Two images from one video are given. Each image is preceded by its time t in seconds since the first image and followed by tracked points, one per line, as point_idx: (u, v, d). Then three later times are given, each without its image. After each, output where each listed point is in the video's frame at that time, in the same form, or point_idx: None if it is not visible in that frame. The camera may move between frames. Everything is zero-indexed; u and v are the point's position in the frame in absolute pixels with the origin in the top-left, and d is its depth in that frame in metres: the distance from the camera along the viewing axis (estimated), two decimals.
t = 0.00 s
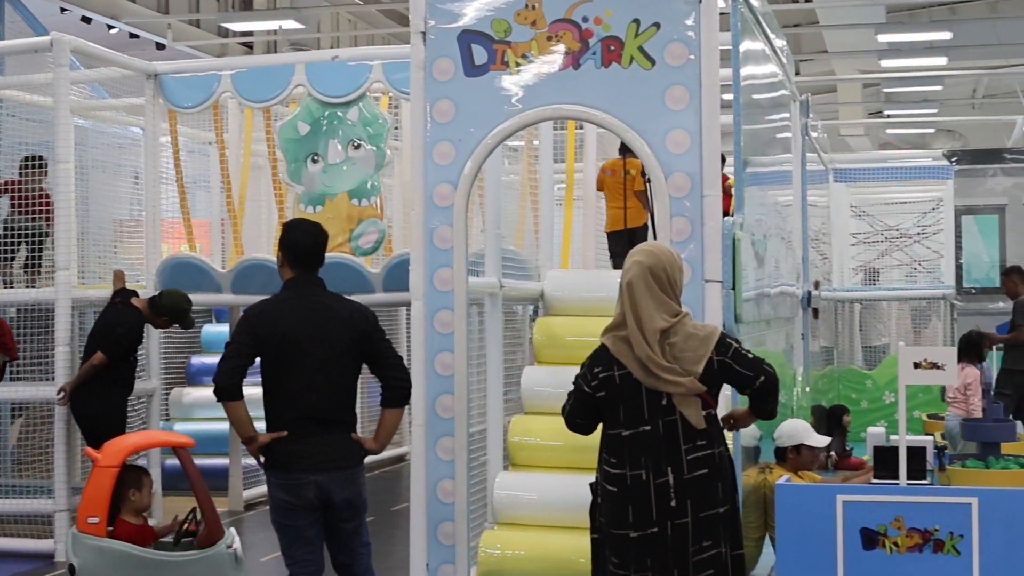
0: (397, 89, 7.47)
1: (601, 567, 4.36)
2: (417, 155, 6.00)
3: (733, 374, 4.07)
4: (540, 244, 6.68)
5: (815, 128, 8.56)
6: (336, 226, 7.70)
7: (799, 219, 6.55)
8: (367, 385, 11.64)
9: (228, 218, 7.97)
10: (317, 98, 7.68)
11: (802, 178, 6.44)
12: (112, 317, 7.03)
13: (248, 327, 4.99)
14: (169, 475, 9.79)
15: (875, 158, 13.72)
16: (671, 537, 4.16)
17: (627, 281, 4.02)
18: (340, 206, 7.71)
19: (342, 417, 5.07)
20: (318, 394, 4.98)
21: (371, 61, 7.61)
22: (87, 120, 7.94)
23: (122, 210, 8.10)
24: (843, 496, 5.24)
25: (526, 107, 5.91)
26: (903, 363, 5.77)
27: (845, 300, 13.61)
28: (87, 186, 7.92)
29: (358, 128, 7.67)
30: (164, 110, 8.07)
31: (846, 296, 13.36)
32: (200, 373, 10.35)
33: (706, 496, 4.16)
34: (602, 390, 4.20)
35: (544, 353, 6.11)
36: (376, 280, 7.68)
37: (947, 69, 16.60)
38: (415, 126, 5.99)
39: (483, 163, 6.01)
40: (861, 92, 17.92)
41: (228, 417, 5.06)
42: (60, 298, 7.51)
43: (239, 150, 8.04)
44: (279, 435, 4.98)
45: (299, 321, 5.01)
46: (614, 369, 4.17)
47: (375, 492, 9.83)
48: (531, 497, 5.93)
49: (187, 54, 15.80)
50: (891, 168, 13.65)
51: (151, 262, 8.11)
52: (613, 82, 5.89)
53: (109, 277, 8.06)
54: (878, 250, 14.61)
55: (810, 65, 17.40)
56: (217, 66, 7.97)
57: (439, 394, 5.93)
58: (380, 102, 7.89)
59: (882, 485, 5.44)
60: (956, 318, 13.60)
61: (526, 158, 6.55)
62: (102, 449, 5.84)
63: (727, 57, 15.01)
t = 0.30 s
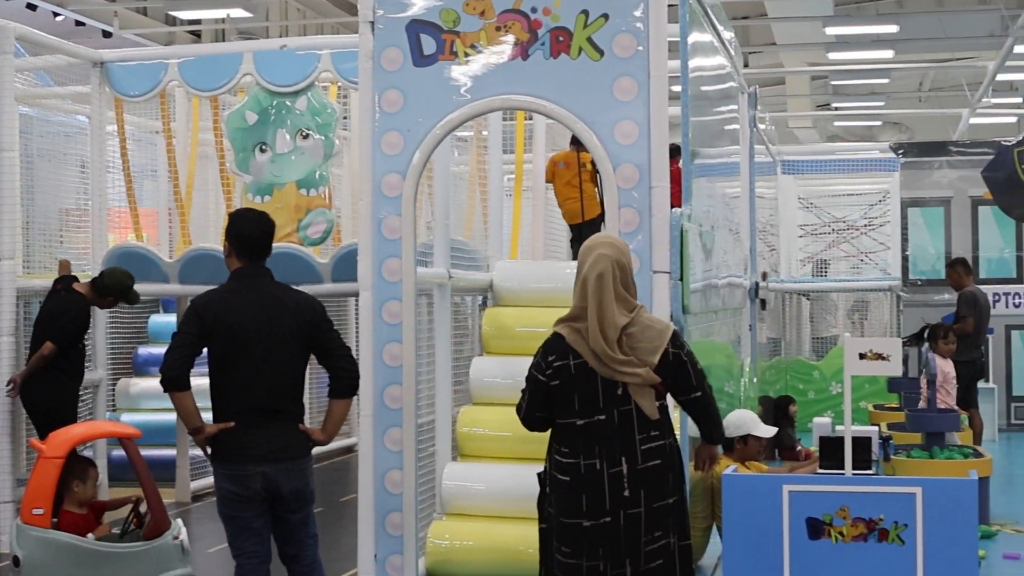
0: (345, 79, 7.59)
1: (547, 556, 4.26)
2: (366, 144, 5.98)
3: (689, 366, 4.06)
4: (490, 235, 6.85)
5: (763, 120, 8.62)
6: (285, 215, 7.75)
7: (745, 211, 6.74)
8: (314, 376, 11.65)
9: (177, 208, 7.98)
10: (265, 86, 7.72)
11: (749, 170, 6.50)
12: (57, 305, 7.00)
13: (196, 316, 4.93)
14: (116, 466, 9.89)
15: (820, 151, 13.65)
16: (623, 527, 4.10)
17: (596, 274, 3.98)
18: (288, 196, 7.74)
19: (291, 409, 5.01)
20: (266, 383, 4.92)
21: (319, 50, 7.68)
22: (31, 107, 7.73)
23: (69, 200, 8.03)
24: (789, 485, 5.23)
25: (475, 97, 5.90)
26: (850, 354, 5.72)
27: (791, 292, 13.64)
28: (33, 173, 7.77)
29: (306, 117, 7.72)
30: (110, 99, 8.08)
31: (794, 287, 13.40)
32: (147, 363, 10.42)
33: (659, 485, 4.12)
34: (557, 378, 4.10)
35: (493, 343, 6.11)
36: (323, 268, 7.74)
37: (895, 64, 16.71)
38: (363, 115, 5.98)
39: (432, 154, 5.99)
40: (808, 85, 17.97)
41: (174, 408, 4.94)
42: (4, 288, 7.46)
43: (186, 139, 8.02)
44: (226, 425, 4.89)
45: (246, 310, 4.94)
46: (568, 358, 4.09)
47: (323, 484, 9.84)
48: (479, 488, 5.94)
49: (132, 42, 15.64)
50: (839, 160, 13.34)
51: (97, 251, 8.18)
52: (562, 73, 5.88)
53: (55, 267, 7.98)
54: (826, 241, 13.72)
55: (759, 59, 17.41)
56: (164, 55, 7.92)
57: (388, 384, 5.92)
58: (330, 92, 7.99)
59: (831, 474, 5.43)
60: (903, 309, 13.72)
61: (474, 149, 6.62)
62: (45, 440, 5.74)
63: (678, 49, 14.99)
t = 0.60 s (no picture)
0: (299, 72, 7.56)
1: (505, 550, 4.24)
2: (320, 139, 5.96)
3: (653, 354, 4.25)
4: (445, 228, 6.89)
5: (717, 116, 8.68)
6: (240, 209, 7.89)
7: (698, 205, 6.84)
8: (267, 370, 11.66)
9: (129, 201, 8.07)
10: (220, 80, 7.69)
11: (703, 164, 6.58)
12: (16, 298, 6.51)
13: (151, 309, 4.86)
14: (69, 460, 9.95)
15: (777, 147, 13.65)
16: (593, 516, 4.17)
17: (586, 271, 4.04)
18: (243, 189, 7.84)
19: (246, 403, 4.97)
20: (222, 377, 4.89)
21: (274, 44, 7.67)
22: None
23: (21, 193, 7.97)
24: (742, 478, 5.28)
25: (430, 91, 5.90)
26: (802, 348, 5.69)
27: (743, 288, 14.24)
28: None
29: (261, 111, 7.75)
30: (61, 91, 7.99)
31: (747, 283, 13.69)
32: (101, 358, 10.44)
33: (625, 474, 4.24)
34: (528, 368, 4.11)
35: (448, 338, 6.15)
36: (279, 263, 7.98)
37: (850, 59, 16.80)
38: (318, 110, 5.96)
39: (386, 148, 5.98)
40: (763, 81, 18.02)
41: (127, 403, 4.88)
42: None
43: (139, 133, 7.95)
44: (180, 419, 4.84)
45: (202, 304, 4.90)
46: (542, 349, 4.10)
47: (277, 479, 9.86)
48: (434, 482, 5.94)
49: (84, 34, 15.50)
50: (788, 156, 13.75)
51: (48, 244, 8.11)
52: (517, 67, 5.87)
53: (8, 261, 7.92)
54: (780, 237, 14.34)
55: (713, 53, 17.41)
56: (117, 47, 7.86)
57: (342, 379, 5.91)
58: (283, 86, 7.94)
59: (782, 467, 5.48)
60: (854, 302, 14.20)
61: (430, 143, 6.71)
62: None
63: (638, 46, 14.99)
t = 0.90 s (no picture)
0: (250, 66, 7.29)
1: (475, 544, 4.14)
2: (269, 133, 5.94)
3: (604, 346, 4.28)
4: (397, 223, 6.95)
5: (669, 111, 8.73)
6: (189, 203, 7.61)
7: (652, 200, 6.91)
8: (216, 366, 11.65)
9: (77, 195, 7.92)
10: (171, 72, 7.39)
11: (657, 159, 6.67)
12: None
13: (101, 303, 4.76)
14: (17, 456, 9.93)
15: (726, 141, 13.62)
16: (568, 503, 4.16)
17: (552, 260, 4.02)
18: (192, 183, 7.56)
19: (196, 397, 4.90)
20: (174, 371, 4.79)
21: (226, 36, 7.37)
22: None
23: None
24: (692, 472, 5.28)
25: (381, 85, 5.89)
26: (753, 342, 5.68)
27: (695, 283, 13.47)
28: None
29: (211, 104, 7.50)
30: (10, 84, 7.90)
31: (700, 278, 13.12)
32: (49, 353, 10.46)
33: (592, 461, 4.27)
34: (505, 358, 4.02)
35: (400, 332, 6.14)
36: (230, 257, 7.58)
37: (801, 54, 16.84)
38: (267, 104, 5.94)
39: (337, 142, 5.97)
40: (714, 76, 18.07)
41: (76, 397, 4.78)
42: None
43: (89, 125, 7.85)
44: (133, 414, 4.78)
45: (153, 297, 4.81)
46: (517, 339, 4.02)
47: (229, 475, 9.85)
48: (386, 477, 5.93)
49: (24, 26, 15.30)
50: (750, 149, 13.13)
51: None
52: (468, 61, 5.86)
53: None
54: (733, 231, 13.51)
55: (666, 48, 17.44)
56: (65, 38, 7.54)
57: (292, 373, 5.89)
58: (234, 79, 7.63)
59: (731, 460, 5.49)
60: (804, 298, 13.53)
61: (382, 137, 6.73)
62: None
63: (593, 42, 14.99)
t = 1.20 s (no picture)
0: (196, 57, 7.04)
1: (440, 537, 4.06)
2: (216, 125, 5.92)
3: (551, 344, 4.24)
4: (346, 214, 6.98)
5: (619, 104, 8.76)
6: (136, 197, 7.30)
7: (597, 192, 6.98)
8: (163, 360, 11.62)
9: (23, 188, 7.60)
10: (116, 63, 7.17)
11: (604, 152, 6.72)
12: None
13: (44, 296, 4.67)
14: None
15: (676, 135, 13.75)
16: (531, 491, 4.15)
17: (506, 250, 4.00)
18: (140, 175, 7.28)
19: (144, 391, 4.79)
20: (121, 364, 4.70)
21: (173, 27, 7.13)
22: None
23: None
24: (640, 465, 5.30)
25: (329, 77, 5.86)
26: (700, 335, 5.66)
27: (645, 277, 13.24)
28: None
29: (158, 95, 7.21)
30: None
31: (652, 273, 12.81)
32: None
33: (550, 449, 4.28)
34: (466, 349, 4.00)
35: (348, 325, 6.16)
36: (177, 251, 7.25)
37: (749, 48, 16.91)
38: (215, 96, 5.91)
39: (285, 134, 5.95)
40: (663, 70, 18.12)
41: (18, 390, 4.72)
42: None
43: (35, 117, 7.55)
44: (77, 408, 4.67)
45: (98, 289, 4.71)
46: (478, 329, 4.00)
47: (177, 469, 9.83)
48: (336, 471, 5.93)
49: None
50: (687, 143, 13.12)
51: None
52: (417, 54, 5.84)
53: None
54: (679, 225, 13.45)
55: (615, 42, 17.45)
56: (7, 29, 7.53)
57: (240, 367, 5.86)
58: (183, 71, 7.38)
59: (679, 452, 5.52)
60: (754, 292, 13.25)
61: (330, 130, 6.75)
62: None
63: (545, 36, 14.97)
